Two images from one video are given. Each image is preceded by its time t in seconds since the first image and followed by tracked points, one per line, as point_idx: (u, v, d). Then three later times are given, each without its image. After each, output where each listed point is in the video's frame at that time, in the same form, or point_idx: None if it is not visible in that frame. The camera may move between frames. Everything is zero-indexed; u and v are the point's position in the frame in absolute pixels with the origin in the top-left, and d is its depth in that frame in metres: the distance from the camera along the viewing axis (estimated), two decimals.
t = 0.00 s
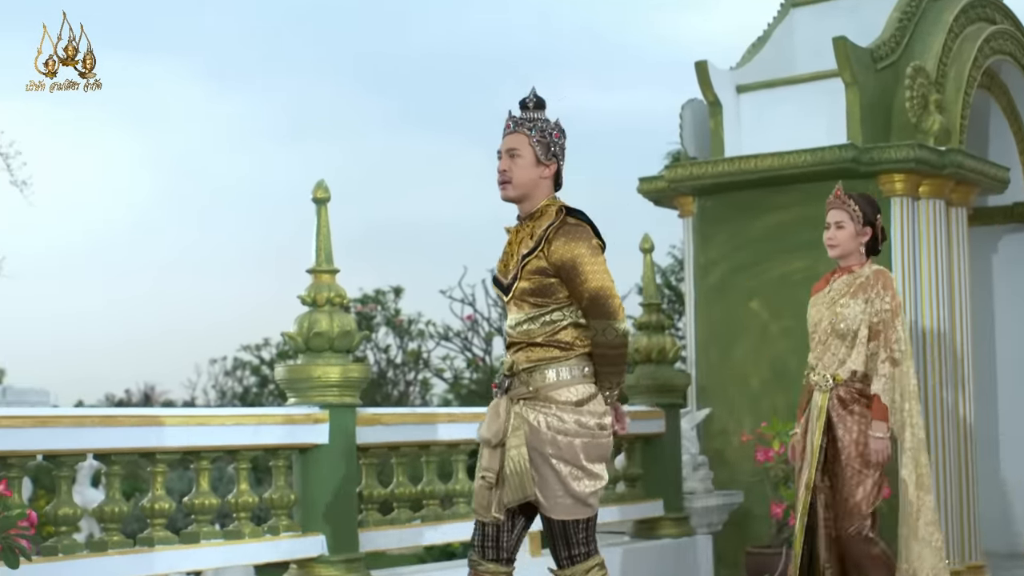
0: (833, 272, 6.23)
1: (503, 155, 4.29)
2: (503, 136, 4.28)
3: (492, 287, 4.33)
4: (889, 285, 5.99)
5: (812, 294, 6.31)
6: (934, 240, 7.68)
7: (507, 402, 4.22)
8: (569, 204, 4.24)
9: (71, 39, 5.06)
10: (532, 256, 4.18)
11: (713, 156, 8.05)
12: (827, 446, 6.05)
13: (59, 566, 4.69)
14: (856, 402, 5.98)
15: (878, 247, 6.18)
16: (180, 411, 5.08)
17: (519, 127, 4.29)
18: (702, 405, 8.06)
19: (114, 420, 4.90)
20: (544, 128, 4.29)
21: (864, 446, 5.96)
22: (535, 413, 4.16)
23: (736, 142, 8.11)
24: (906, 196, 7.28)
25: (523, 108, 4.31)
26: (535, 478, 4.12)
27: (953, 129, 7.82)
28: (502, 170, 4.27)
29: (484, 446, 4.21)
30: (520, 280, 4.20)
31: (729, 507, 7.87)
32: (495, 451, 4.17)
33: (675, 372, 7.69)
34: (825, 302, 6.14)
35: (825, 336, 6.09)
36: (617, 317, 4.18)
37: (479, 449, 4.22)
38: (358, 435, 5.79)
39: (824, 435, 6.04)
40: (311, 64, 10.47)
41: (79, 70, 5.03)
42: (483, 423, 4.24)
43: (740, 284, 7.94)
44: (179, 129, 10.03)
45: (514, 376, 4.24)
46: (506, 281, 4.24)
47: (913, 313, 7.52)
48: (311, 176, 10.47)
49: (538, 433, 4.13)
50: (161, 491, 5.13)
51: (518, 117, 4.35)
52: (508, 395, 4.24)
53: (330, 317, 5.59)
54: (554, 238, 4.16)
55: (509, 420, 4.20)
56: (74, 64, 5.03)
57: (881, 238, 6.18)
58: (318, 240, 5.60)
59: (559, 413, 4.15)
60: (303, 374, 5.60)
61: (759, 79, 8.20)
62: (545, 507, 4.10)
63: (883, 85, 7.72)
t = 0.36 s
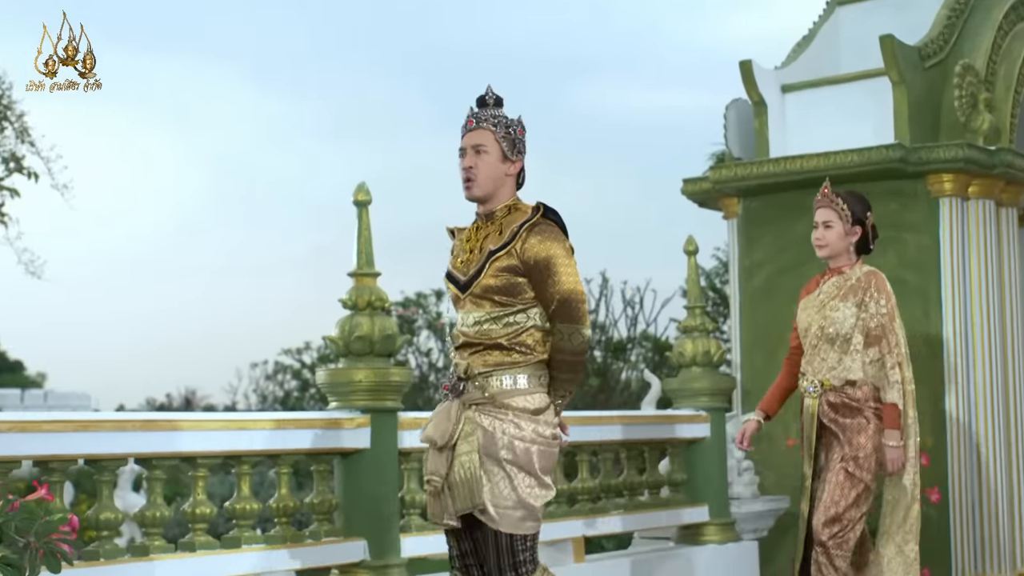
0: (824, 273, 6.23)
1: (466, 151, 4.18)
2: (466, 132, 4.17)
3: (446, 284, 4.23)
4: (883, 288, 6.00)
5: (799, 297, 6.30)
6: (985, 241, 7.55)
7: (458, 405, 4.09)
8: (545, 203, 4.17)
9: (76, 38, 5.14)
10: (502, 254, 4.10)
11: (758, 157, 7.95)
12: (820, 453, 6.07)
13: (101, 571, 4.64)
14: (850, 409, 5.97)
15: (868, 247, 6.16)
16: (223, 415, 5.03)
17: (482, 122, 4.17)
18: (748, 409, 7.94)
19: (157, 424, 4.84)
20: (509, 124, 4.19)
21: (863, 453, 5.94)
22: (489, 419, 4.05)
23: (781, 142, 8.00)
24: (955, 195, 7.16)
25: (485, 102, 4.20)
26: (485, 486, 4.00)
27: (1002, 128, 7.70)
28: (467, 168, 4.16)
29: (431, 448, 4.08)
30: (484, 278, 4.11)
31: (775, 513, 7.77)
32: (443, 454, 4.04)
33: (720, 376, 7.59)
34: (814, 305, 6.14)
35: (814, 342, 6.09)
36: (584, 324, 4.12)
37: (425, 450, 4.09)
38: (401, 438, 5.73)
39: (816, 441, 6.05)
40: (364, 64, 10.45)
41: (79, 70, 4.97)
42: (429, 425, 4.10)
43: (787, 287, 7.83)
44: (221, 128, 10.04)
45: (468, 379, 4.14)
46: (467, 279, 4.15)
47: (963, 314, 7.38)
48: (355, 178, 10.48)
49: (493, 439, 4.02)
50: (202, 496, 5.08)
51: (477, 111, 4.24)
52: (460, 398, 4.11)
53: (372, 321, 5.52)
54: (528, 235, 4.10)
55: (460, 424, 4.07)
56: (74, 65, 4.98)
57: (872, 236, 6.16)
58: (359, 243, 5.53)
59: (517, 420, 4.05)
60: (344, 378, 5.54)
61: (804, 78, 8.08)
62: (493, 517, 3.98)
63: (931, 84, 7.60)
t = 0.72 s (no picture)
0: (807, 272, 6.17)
1: (421, 156, 4.21)
2: (420, 135, 4.19)
3: (415, 292, 4.26)
4: (854, 288, 5.86)
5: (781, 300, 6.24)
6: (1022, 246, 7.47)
7: (436, 411, 4.16)
8: (504, 202, 4.17)
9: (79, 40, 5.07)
10: (468, 257, 4.10)
11: (793, 162, 7.86)
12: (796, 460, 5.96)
13: None
14: (823, 413, 5.87)
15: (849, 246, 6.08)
16: (255, 422, 5.00)
17: (436, 126, 4.20)
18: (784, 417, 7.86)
19: (189, 432, 4.83)
20: (462, 125, 4.20)
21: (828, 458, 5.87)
22: (462, 420, 4.08)
23: (816, 147, 7.93)
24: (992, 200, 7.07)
25: (440, 104, 4.21)
26: (454, 486, 4.02)
27: None
28: (421, 171, 4.18)
29: (409, 455, 4.15)
30: (452, 284, 4.13)
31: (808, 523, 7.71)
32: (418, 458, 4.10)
33: (755, 384, 7.53)
34: (789, 309, 6.08)
35: (790, 345, 6.01)
36: (557, 321, 4.14)
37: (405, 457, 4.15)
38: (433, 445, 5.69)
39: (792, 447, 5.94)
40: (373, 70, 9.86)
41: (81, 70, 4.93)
42: (409, 432, 4.18)
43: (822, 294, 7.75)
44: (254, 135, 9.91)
45: (442, 385, 4.18)
46: (434, 286, 4.18)
47: (998, 322, 7.33)
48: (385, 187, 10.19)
49: (464, 439, 4.04)
50: (234, 503, 5.05)
51: (435, 113, 4.26)
52: (437, 405, 4.17)
53: (403, 328, 5.47)
54: (491, 236, 4.11)
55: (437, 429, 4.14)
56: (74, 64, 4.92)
57: (853, 236, 6.09)
58: (391, 249, 5.50)
59: (490, 419, 4.07)
60: (377, 386, 5.48)
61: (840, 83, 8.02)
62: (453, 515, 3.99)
63: (968, 88, 7.51)
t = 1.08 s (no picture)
0: (789, 279, 5.65)
1: (411, 159, 4.06)
2: (410, 138, 4.05)
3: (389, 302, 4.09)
4: (843, 297, 5.35)
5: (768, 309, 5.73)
6: None
7: (394, 428, 4.04)
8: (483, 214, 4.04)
9: (76, 41, 5.18)
10: (434, 269, 3.97)
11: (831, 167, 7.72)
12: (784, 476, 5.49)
13: None
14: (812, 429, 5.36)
15: (835, 252, 5.58)
16: (287, 431, 4.92)
17: (427, 128, 4.06)
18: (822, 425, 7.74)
19: (220, 441, 4.75)
20: (455, 130, 4.07)
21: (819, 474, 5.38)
22: (416, 438, 3.96)
23: (855, 152, 7.80)
24: None
25: (431, 106, 4.08)
26: (406, 509, 3.90)
27: None
28: (409, 175, 4.04)
29: (370, 476, 4.05)
30: (420, 295, 3.99)
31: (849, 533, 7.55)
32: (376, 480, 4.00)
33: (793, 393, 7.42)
34: (779, 318, 5.54)
35: (780, 357, 5.50)
36: (523, 341, 3.91)
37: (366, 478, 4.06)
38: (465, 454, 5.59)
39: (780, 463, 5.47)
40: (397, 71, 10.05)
41: (81, 70, 5.10)
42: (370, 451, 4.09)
43: (862, 300, 7.62)
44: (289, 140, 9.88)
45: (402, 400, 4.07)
46: (404, 295, 4.03)
47: None
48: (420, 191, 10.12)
49: (416, 459, 3.92)
50: (266, 513, 4.96)
51: (426, 116, 4.12)
52: (396, 421, 4.06)
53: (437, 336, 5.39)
54: (458, 249, 3.96)
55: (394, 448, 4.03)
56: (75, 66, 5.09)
57: (838, 241, 5.58)
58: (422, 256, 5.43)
59: (442, 436, 3.92)
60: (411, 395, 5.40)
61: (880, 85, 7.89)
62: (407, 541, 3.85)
63: (1011, 90, 7.39)
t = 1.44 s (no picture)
0: (765, 282, 5.50)
1: (388, 150, 4.01)
2: (388, 129, 3.99)
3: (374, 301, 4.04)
4: (831, 302, 5.22)
5: (737, 313, 5.56)
6: None
7: (369, 427, 3.92)
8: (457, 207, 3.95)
9: (76, 41, 5.06)
10: (412, 265, 3.88)
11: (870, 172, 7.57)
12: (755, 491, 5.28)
13: None
14: (792, 440, 5.20)
15: (816, 255, 5.44)
16: (317, 442, 4.81)
17: (405, 118, 4.00)
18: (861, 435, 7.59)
19: (251, 452, 4.63)
20: (433, 119, 4.01)
21: (800, 487, 5.18)
22: (393, 442, 3.83)
23: (894, 156, 7.66)
24: None
25: (412, 96, 4.02)
26: (385, 514, 3.78)
27: None
28: (386, 166, 3.98)
29: (338, 474, 3.90)
30: (399, 292, 3.91)
31: (890, 544, 7.38)
32: (347, 480, 3.87)
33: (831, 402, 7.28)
34: (757, 322, 5.39)
35: (757, 363, 5.33)
36: (499, 342, 3.79)
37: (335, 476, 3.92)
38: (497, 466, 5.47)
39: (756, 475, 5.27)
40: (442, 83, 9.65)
41: (79, 70, 5.02)
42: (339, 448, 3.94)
43: (903, 307, 7.47)
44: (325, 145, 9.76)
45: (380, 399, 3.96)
46: (387, 292, 3.96)
47: None
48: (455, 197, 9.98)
49: (394, 463, 3.80)
50: (296, 524, 4.86)
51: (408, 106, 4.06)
52: (372, 420, 3.94)
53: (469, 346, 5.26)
54: (434, 244, 3.87)
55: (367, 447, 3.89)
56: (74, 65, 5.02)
57: (819, 246, 5.43)
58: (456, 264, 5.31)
59: (420, 442, 3.81)
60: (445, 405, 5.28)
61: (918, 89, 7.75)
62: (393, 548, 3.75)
63: None
